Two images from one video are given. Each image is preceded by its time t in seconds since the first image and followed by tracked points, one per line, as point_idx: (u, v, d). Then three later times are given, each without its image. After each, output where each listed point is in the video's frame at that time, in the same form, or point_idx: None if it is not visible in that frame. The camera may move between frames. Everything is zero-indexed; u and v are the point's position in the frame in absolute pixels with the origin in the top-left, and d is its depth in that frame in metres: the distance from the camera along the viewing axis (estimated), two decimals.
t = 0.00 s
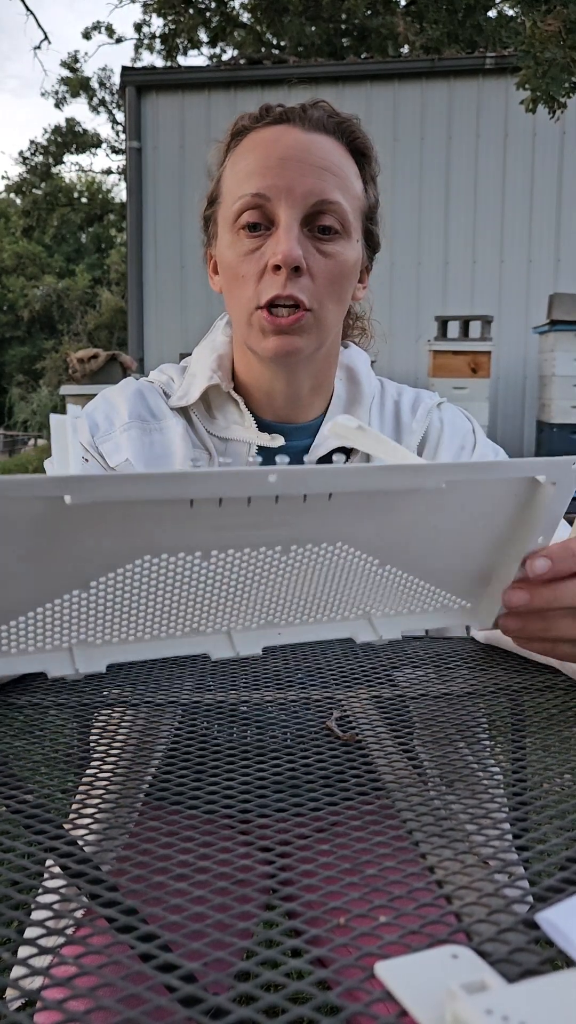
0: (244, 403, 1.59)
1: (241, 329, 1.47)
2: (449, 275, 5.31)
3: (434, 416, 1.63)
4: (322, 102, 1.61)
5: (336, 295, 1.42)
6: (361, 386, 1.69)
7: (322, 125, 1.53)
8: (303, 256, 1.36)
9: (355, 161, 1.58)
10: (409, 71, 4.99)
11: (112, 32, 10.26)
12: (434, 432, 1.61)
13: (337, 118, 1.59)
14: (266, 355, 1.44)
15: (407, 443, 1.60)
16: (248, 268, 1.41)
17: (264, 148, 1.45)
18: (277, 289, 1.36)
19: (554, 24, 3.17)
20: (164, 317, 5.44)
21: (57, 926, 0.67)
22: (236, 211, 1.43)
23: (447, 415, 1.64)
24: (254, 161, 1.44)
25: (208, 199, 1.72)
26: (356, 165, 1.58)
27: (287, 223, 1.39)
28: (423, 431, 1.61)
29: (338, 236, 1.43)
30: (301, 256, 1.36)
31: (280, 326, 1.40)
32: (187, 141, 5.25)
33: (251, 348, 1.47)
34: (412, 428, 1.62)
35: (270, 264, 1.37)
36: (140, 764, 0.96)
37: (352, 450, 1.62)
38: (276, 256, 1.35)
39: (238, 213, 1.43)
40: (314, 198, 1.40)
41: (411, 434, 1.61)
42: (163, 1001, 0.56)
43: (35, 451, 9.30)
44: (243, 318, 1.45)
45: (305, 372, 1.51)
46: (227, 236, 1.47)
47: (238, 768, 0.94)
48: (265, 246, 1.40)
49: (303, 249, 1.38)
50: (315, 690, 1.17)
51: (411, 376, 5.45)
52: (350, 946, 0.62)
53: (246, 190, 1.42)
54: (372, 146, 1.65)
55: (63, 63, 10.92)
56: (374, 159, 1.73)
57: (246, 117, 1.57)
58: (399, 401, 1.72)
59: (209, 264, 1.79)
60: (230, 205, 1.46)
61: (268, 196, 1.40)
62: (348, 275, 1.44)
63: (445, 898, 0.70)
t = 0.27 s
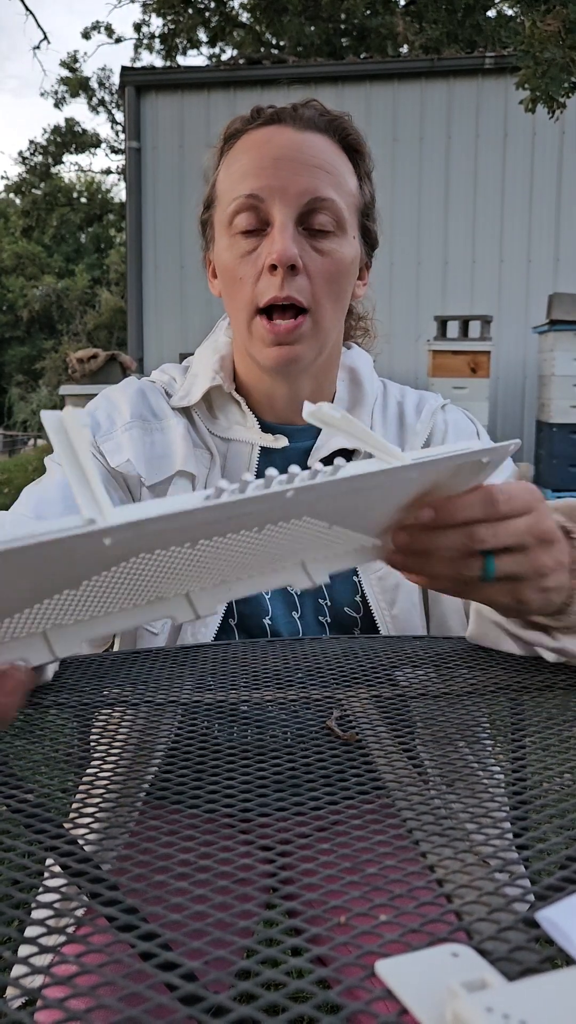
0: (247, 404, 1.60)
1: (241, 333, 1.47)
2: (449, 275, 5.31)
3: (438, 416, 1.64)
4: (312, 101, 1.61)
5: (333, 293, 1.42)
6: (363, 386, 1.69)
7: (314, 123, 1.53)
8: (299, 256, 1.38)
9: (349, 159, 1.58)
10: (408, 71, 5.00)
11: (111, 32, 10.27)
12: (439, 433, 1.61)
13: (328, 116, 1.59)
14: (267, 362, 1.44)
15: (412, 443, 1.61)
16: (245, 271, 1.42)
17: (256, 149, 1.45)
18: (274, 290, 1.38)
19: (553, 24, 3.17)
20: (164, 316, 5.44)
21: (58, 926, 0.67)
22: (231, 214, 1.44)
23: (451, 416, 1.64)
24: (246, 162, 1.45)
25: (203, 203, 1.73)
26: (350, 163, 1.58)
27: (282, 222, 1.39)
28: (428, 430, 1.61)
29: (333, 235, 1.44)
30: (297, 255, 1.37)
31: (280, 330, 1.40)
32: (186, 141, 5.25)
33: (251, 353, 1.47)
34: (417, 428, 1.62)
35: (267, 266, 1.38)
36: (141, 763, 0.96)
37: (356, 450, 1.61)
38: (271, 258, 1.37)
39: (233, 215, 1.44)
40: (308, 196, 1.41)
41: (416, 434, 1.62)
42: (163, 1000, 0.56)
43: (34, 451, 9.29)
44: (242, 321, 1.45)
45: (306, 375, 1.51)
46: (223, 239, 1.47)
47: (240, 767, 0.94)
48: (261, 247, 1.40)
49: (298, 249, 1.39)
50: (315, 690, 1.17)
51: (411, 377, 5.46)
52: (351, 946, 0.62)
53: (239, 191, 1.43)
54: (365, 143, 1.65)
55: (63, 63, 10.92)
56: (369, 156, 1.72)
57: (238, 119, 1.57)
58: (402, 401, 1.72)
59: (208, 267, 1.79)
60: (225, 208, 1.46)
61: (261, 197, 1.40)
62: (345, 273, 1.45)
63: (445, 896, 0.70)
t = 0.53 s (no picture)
0: (247, 405, 1.60)
1: (242, 336, 1.47)
2: (448, 275, 5.31)
3: (439, 419, 1.66)
4: (309, 101, 1.60)
5: (333, 294, 1.41)
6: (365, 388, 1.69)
7: (311, 123, 1.52)
8: (298, 260, 1.37)
9: (347, 159, 1.58)
10: (408, 70, 5.00)
11: (110, 30, 10.25)
12: (440, 435, 1.63)
13: (326, 115, 1.58)
14: (269, 362, 1.44)
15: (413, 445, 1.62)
16: (244, 275, 1.41)
17: (253, 151, 1.45)
18: (275, 294, 1.37)
19: (554, 22, 3.17)
20: (163, 316, 5.43)
21: (56, 926, 0.67)
22: (229, 217, 1.43)
23: (452, 419, 1.67)
24: (243, 165, 1.44)
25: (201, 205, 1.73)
26: (349, 163, 1.58)
27: (281, 225, 1.39)
28: (429, 432, 1.63)
29: (332, 236, 1.43)
30: (297, 258, 1.37)
31: (281, 332, 1.40)
32: (185, 140, 5.24)
33: (253, 355, 1.47)
34: (418, 430, 1.64)
35: (266, 270, 1.37)
36: (140, 763, 0.95)
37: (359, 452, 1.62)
38: (271, 262, 1.36)
39: (231, 218, 1.43)
40: (305, 198, 1.40)
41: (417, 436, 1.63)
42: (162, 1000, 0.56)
43: (33, 451, 9.27)
44: (243, 324, 1.44)
45: (308, 375, 1.51)
46: (221, 242, 1.47)
47: (240, 768, 0.94)
48: (260, 250, 1.40)
49: (298, 252, 1.38)
50: (314, 690, 1.17)
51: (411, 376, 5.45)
52: (350, 946, 0.61)
53: (237, 195, 1.42)
54: (363, 142, 1.64)
55: (62, 61, 10.90)
56: (368, 155, 1.72)
57: (234, 120, 1.57)
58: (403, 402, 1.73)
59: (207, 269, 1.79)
60: (223, 211, 1.46)
61: (259, 200, 1.40)
62: (345, 274, 1.44)
63: (444, 897, 0.69)
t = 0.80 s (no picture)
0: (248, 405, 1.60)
1: (244, 338, 1.47)
2: (448, 275, 5.31)
3: (440, 418, 1.65)
4: (313, 97, 1.60)
5: (336, 296, 1.42)
6: (367, 387, 1.69)
7: (314, 121, 1.52)
8: (302, 263, 1.37)
9: (351, 156, 1.57)
10: (407, 68, 4.99)
11: (109, 29, 10.24)
12: (441, 434, 1.62)
13: (330, 113, 1.58)
14: (272, 363, 1.45)
15: (415, 445, 1.61)
16: (248, 278, 1.41)
17: (256, 151, 1.44)
18: (278, 298, 1.37)
19: (554, 20, 3.16)
20: (163, 316, 5.43)
21: (56, 927, 0.67)
22: (231, 218, 1.43)
23: (453, 418, 1.65)
24: (247, 166, 1.43)
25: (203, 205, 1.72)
26: (352, 160, 1.58)
27: (284, 228, 1.39)
28: (431, 432, 1.62)
29: (337, 237, 1.43)
30: (300, 262, 1.37)
31: (284, 334, 1.40)
32: (185, 139, 5.24)
33: (255, 356, 1.47)
34: (420, 429, 1.62)
35: (270, 274, 1.37)
36: (139, 762, 0.95)
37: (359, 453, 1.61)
38: (275, 265, 1.36)
39: (234, 219, 1.43)
40: (309, 200, 1.40)
41: (418, 435, 1.61)
42: (161, 1001, 0.56)
43: (33, 451, 9.25)
44: (246, 325, 1.44)
45: (311, 376, 1.52)
46: (224, 243, 1.46)
47: (240, 767, 0.94)
48: (263, 253, 1.40)
49: (301, 255, 1.38)
50: (314, 690, 1.17)
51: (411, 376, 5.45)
52: (349, 946, 0.61)
53: (240, 196, 1.42)
54: (368, 140, 1.64)
55: (61, 61, 10.89)
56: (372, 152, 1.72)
57: (236, 119, 1.56)
58: (405, 401, 1.72)
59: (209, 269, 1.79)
60: (226, 212, 1.45)
61: (262, 202, 1.39)
62: (349, 274, 1.45)
63: (443, 897, 0.69)
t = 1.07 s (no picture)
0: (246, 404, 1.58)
1: (240, 340, 1.48)
2: (447, 274, 5.31)
3: (438, 417, 1.65)
4: (310, 96, 1.59)
5: (335, 298, 1.42)
6: (366, 387, 1.69)
7: (312, 120, 1.52)
8: (299, 266, 1.37)
9: (350, 156, 1.57)
10: (406, 67, 4.99)
11: (108, 28, 10.24)
12: (439, 434, 1.62)
13: (328, 112, 1.57)
14: (268, 366, 1.45)
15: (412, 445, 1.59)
16: (244, 279, 1.41)
17: (254, 151, 1.44)
18: (274, 302, 1.38)
19: (552, 20, 3.17)
20: (162, 315, 5.43)
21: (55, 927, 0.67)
22: (228, 219, 1.43)
23: (450, 416, 1.66)
24: (244, 166, 1.43)
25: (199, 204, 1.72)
26: (351, 159, 1.57)
27: (281, 229, 1.39)
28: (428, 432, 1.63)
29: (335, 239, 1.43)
30: (297, 265, 1.37)
31: (281, 338, 1.41)
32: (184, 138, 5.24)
33: (252, 359, 1.48)
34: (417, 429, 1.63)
35: (267, 277, 1.38)
36: (139, 762, 0.95)
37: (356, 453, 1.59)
38: (271, 269, 1.36)
39: (231, 220, 1.42)
40: (307, 201, 1.40)
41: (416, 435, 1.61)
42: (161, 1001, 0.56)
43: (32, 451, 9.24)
44: (242, 327, 1.45)
45: (310, 378, 1.52)
46: (221, 244, 1.46)
47: (240, 767, 0.94)
48: (260, 254, 1.40)
49: (298, 258, 1.38)
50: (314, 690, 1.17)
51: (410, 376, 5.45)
52: (349, 946, 0.61)
53: (237, 198, 1.42)
54: (366, 138, 1.63)
55: (60, 60, 10.88)
56: (370, 151, 1.72)
57: (233, 116, 1.56)
58: (404, 401, 1.73)
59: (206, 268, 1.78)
60: (223, 213, 1.45)
61: (259, 204, 1.39)
62: (347, 276, 1.45)
63: (443, 896, 0.69)
